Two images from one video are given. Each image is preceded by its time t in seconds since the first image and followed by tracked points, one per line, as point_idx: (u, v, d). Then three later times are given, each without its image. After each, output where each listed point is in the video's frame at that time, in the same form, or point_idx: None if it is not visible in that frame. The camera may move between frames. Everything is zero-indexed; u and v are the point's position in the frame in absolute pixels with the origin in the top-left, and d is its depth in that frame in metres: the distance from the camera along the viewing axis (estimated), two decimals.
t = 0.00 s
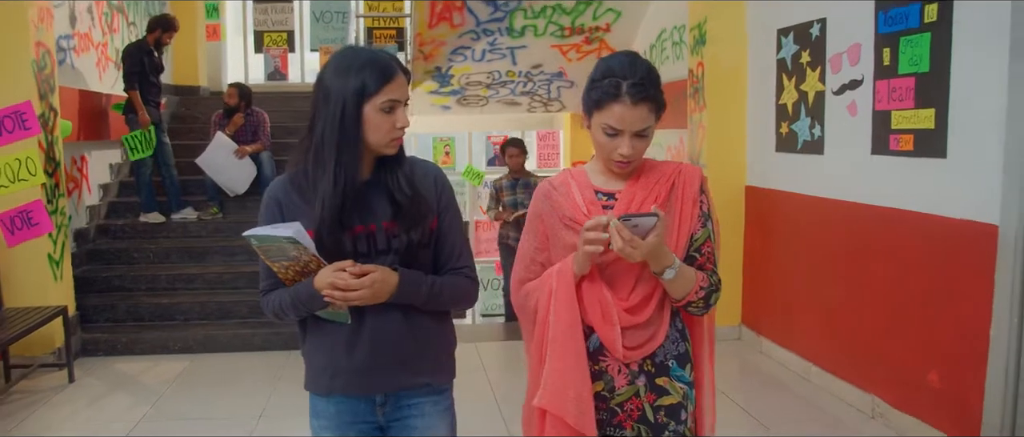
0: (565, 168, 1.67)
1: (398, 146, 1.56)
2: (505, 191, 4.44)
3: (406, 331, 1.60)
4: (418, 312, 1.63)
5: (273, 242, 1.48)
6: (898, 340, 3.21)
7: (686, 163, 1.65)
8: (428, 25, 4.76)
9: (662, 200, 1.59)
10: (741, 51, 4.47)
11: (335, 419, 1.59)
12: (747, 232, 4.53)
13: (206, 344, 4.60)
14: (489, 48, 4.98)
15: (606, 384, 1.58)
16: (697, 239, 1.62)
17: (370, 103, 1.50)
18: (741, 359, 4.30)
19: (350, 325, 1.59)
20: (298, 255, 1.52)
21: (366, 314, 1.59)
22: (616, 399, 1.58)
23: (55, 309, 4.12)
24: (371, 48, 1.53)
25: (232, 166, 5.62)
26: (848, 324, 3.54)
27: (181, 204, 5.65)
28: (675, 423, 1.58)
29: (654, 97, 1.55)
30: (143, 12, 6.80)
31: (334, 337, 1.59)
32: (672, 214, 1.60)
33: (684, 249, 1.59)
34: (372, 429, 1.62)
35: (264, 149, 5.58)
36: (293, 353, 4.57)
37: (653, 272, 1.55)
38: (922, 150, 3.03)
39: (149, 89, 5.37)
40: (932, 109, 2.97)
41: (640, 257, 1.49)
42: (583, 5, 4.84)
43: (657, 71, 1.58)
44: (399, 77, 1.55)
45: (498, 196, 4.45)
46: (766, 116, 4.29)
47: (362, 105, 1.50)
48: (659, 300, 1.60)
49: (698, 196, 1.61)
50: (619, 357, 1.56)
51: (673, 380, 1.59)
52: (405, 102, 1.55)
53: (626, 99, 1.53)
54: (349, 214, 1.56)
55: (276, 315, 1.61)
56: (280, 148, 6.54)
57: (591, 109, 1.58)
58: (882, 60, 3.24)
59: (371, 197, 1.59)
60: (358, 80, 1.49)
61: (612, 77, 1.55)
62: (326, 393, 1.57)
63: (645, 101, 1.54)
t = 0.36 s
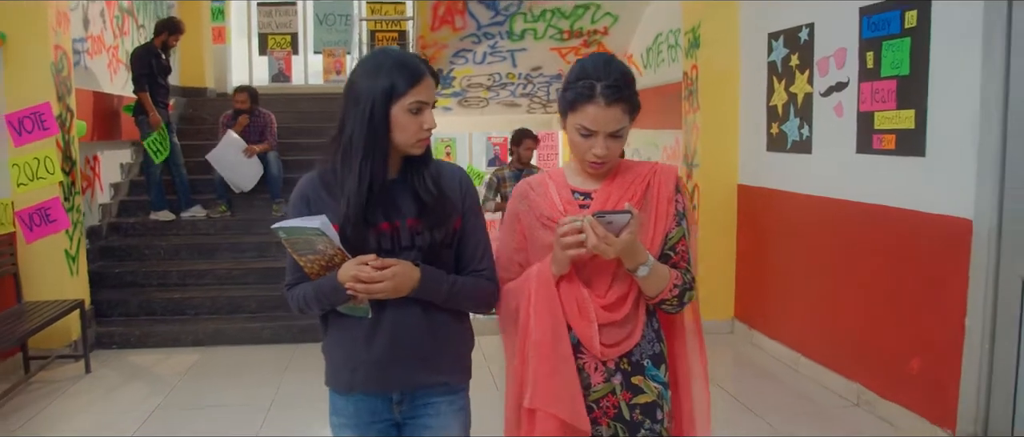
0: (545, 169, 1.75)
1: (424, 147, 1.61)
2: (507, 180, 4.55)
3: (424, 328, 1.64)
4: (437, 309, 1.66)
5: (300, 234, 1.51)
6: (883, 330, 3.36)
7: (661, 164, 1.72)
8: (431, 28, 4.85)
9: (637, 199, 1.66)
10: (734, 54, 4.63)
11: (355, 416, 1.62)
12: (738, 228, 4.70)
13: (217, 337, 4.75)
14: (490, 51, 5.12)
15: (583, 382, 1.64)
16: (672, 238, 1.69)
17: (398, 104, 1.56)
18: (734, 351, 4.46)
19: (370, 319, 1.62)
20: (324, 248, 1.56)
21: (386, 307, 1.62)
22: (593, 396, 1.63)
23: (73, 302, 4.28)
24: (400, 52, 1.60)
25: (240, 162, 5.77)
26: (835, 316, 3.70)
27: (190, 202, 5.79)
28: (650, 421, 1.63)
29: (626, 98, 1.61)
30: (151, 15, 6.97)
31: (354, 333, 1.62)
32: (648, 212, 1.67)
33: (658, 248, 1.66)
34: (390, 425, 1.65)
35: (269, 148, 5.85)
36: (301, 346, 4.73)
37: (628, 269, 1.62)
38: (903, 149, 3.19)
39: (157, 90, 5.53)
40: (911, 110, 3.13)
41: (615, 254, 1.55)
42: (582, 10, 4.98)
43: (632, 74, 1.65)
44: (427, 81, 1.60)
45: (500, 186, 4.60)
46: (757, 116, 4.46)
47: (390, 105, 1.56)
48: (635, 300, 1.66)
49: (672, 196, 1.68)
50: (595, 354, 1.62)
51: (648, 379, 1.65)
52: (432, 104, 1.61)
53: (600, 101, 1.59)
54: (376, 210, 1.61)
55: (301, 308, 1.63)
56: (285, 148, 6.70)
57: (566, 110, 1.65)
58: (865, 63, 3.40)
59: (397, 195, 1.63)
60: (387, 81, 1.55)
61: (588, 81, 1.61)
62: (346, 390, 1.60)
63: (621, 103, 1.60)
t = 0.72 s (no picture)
0: (512, 167, 1.73)
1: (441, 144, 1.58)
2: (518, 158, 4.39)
3: (435, 324, 1.58)
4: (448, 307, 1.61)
5: (316, 225, 1.49)
6: (867, 322, 3.49)
7: (630, 158, 1.70)
8: (433, 30, 5.00)
9: (606, 195, 1.64)
10: (726, 56, 4.75)
11: (359, 405, 1.56)
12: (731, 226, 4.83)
13: (224, 332, 4.88)
14: (490, 54, 5.28)
15: (554, 375, 1.62)
16: (641, 232, 1.67)
17: (414, 100, 1.53)
18: (728, 345, 4.58)
19: (382, 313, 1.57)
20: (338, 241, 1.53)
21: (398, 302, 1.58)
22: (564, 389, 1.61)
23: (84, 299, 4.34)
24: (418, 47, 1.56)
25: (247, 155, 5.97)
26: (822, 309, 3.83)
27: (198, 201, 5.93)
28: (625, 412, 1.61)
29: (597, 98, 1.59)
30: (158, 18, 7.11)
31: (364, 324, 1.57)
32: (617, 208, 1.65)
33: (628, 242, 1.65)
34: (394, 418, 1.59)
35: (275, 148, 6.01)
36: (306, 340, 4.86)
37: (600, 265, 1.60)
38: (887, 147, 3.31)
39: (165, 92, 5.68)
40: (893, 110, 3.26)
41: (587, 251, 1.53)
42: (580, 13, 5.13)
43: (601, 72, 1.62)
44: (446, 78, 1.57)
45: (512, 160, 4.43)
46: (748, 116, 4.60)
47: (406, 102, 1.53)
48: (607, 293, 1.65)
49: (641, 191, 1.66)
50: (566, 349, 1.60)
51: (620, 370, 1.63)
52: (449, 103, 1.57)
53: (569, 100, 1.56)
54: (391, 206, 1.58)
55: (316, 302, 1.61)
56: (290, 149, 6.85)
57: (534, 110, 1.63)
58: (850, 66, 3.54)
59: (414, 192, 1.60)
60: (404, 76, 1.52)
61: (556, 80, 1.58)
62: (352, 377, 1.55)
63: (590, 103, 1.58)
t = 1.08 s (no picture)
0: (511, 169, 1.72)
1: (408, 148, 1.51)
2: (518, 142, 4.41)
3: (425, 332, 1.52)
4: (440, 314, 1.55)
5: (298, 233, 1.43)
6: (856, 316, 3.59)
7: (630, 161, 1.69)
8: (434, 31, 5.14)
9: (609, 196, 1.63)
10: (722, 57, 4.84)
11: (345, 415, 1.47)
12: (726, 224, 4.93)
13: (230, 328, 4.98)
14: (490, 54, 5.35)
15: (557, 378, 1.62)
16: (642, 234, 1.66)
17: (372, 100, 1.49)
18: (724, 341, 4.66)
19: (370, 321, 1.50)
20: (322, 248, 1.46)
21: (388, 313, 1.51)
22: (568, 392, 1.61)
23: (92, 295, 4.44)
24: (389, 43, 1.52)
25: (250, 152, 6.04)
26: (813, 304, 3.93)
27: (203, 200, 6.02)
28: (628, 417, 1.61)
29: (597, 100, 1.57)
30: (163, 19, 7.21)
31: (351, 333, 1.50)
32: (619, 210, 1.63)
33: (631, 245, 1.64)
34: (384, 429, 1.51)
35: (279, 148, 6.11)
36: (310, 336, 4.96)
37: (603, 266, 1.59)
38: (875, 145, 3.41)
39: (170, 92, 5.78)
40: (881, 110, 3.36)
41: (592, 250, 1.52)
42: (578, 15, 5.24)
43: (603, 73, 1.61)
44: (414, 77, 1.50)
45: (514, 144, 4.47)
46: (742, 116, 4.69)
47: (366, 102, 1.49)
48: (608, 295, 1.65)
49: (643, 193, 1.65)
50: (569, 354, 1.60)
51: (622, 373, 1.63)
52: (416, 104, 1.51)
53: (571, 101, 1.55)
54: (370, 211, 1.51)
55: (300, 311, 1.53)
56: (293, 148, 6.95)
57: (537, 111, 1.60)
58: (840, 66, 3.63)
59: (400, 197, 1.54)
60: (366, 69, 1.48)
61: (558, 81, 1.57)
62: (338, 387, 1.47)
63: (591, 104, 1.56)
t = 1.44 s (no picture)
0: (543, 169, 1.69)
1: (377, 145, 1.52)
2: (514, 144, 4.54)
3: (409, 332, 1.56)
4: (425, 315, 1.60)
5: (280, 231, 1.47)
6: (852, 314, 3.68)
7: (665, 164, 1.68)
8: (438, 33, 5.21)
9: (643, 199, 1.61)
10: (721, 60, 4.95)
11: (332, 420, 1.54)
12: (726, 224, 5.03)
13: (239, 324, 5.08)
14: (493, 56, 5.47)
15: (589, 387, 1.60)
16: (676, 240, 1.64)
17: (339, 97, 1.51)
18: (724, 338, 4.75)
19: (353, 323, 1.55)
20: (306, 246, 1.50)
21: (370, 311, 1.55)
22: (600, 401, 1.59)
23: (102, 292, 4.58)
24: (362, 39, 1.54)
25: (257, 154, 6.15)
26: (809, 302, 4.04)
27: (211, 199, 6.11)
28: (661, 423, 1.59)
29: (637, 103, 1.55)
30: (171, 21, 7.32)
31: (336, 335, 1.55)
32: (653, 214, 1.62)
33: (665, 249, 1.62)
34: (371, 433, 1.57)
35: (286, 148, 6.22)
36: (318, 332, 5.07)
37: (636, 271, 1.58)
38: (869, 147, 3.51)
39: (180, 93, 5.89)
40: (875, 112, 3.46)
41: (627, 253, 1.51)
42: (581, 17, 5.28)
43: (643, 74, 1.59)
44: (382, 73, 1.51)
45: (507, 149, 4.58)
46: (741, 117, 4.79)
47: (335, 99, 1.52)
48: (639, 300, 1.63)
49: (678, 197, 1.64)
50: (601, 361, 1.58)
51: (656, 379, 1.60)
52: (385, 97, 1.52)
53: (609, 104, 1.52)
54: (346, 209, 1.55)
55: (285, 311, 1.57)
56: (300, 149, 7.06)
57: (572, 111, 1.58)
58: (836, 70, 3.74)
59: (379, 195, 1.57)
60: (335, 64, 1.51)
61: (597, 82, 1.54)
62: (324, 393, 1.53)
63: (630, 107, 1.54)
